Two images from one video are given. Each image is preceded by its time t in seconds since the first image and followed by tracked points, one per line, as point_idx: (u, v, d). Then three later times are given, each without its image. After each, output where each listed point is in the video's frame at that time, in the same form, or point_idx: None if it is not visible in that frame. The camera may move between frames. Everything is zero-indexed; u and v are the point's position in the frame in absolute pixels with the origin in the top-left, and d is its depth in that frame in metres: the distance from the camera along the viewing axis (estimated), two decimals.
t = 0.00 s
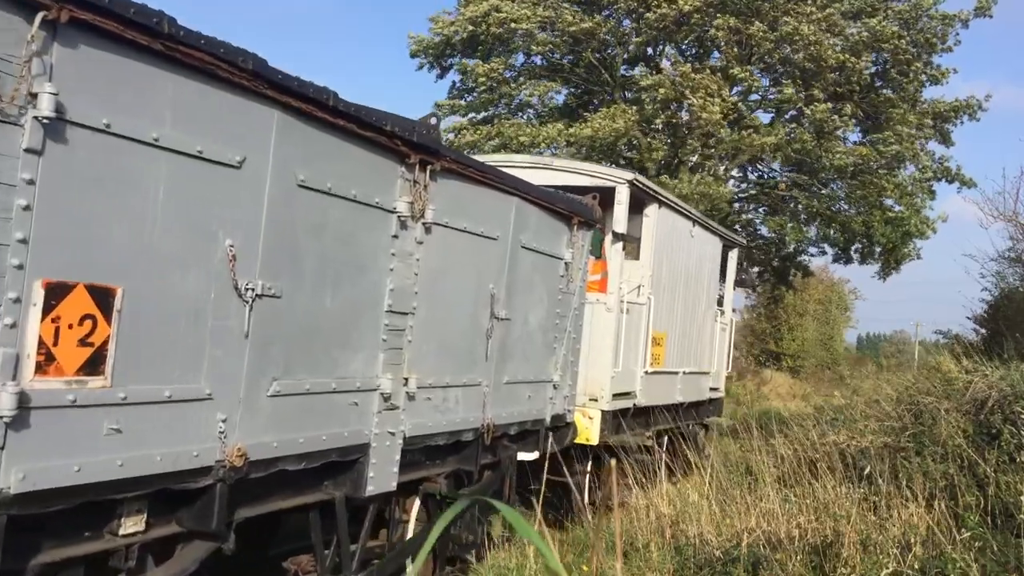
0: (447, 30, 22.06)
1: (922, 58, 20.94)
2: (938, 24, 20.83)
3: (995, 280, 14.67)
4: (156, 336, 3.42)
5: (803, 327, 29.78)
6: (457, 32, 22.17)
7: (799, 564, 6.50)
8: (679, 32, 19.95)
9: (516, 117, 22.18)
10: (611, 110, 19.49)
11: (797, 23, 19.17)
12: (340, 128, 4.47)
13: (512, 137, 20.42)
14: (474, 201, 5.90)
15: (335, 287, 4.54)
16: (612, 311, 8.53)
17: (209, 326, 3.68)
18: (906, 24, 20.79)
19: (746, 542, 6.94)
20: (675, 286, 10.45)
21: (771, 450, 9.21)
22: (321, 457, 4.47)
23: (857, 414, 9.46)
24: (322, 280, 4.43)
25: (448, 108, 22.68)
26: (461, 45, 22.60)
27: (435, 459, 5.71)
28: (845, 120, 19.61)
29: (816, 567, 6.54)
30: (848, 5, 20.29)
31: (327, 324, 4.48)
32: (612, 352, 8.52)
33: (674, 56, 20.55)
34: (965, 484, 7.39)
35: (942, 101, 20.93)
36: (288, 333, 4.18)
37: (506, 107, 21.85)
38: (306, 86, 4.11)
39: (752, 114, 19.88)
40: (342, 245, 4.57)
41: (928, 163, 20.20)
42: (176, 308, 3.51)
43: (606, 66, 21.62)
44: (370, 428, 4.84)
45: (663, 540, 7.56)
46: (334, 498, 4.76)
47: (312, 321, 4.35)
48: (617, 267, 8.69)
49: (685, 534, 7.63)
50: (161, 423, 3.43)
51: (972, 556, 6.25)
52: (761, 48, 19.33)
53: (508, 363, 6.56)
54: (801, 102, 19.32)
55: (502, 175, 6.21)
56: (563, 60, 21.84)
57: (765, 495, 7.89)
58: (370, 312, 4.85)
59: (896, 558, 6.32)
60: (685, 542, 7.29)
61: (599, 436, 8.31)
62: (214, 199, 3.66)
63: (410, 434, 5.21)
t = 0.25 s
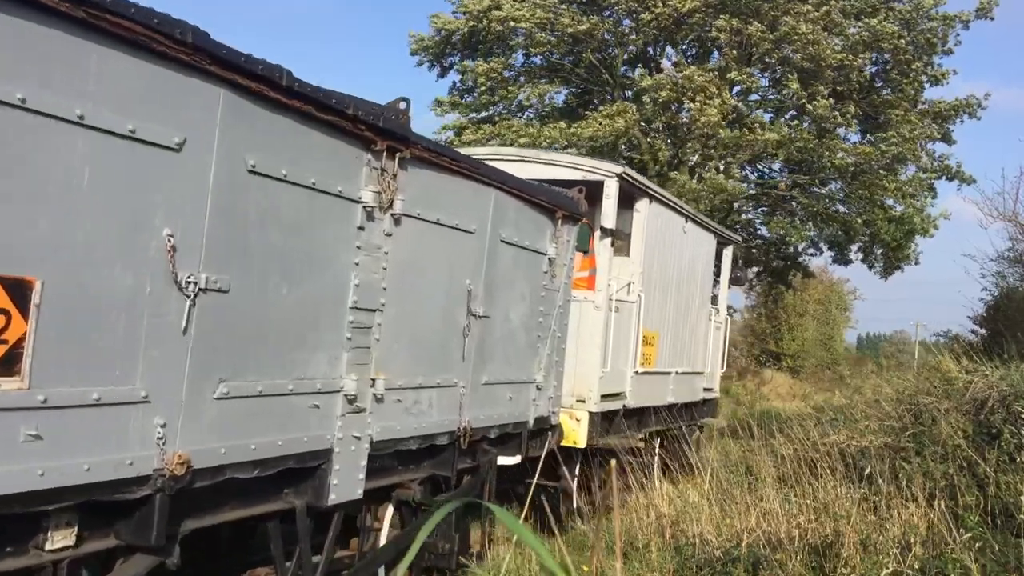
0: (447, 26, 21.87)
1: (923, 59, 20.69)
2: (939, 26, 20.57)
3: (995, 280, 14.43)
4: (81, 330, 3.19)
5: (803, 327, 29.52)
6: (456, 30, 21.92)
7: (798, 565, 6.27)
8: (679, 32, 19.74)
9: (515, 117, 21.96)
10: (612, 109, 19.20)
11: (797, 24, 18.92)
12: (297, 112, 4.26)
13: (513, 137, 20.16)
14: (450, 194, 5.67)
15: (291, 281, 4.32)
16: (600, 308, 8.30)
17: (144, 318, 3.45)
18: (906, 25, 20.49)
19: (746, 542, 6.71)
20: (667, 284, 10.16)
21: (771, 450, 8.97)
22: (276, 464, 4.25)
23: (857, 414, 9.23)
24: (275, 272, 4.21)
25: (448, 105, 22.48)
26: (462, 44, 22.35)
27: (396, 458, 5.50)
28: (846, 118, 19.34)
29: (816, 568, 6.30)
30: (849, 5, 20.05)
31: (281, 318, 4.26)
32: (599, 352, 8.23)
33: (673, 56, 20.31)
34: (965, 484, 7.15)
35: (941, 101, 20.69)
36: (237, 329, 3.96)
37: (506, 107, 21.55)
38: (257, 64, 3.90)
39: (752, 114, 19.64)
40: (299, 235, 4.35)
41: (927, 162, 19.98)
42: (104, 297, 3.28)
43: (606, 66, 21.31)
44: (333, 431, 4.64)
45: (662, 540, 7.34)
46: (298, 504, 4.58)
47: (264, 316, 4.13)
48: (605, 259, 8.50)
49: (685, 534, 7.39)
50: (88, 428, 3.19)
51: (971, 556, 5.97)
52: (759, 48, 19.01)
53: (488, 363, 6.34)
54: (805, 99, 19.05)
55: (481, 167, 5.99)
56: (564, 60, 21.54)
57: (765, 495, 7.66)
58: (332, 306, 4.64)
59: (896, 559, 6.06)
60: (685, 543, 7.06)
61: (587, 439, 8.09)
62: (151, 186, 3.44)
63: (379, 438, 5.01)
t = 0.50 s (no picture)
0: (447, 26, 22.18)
1: (922, 59, 20.97)
2: (938, 25, 20.84)
3: (995, 277, 14.74)
4: (7, 338, 2.97)
5: (803, 327, 29.81)
6: (458, 30, 22.25)
7: (798, 565, 6.54)
8: (681, 33, 20.12)
9: (516, 117, 22.29)
10: (611, 108, 19.71)
11: (796, 24, 19.25)
12: (254, 91, 4.00)
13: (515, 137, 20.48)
14: (426, 183, 5.43)
15: (247, 276, 4.08)
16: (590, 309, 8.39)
17: (85, 322, 3.24)
18: (906, 25, 20.75)
19: (746, 542, 6.97)
20: (658, 281, 10.34)
21: (772, 449, 9.27)
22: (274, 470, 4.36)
23: (857, 413, 9.50)
24: (230, 266, 3.97)
25: (448, 106, 22.79)
26: (462, 45, 22.72)
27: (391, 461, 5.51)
28: (845, 119, 19.56)
29: (815, 567, 6.59)
30: (847, 5, 20.31)
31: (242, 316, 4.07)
32: (587, 353, 8.33)
33: (674, 57, 20.60)
34: (965, 484, 7.43)
35: (941, 101, 20.97)
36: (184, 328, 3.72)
37: (506, 107, 21.92)
38: (207, 41, 3.63)
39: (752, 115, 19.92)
40: (255, 227, 4.11)
41: (928, 161, 20.25)
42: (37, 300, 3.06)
43: (607, 66, 21.57)
44: (295, 434, 4.40)
45: (663, 540, 7.60)
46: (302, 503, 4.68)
47: (215, 312, 3.90)
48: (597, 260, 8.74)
49: (685, 534, 7.65)
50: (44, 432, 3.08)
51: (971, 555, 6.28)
52: (759, 49, 19.33)
53: (466, 362, 6.09)
54: (801, 102, 19.35)
55: (460, 156, 5.74)
56: (564, 61, 21.81)
57: (765, 495, 7.92)
58: (293, 304, 4.38)
59: (897, 558, 6.35)
60: (686, 542, 7.32)
61: (575, 441, 8.10)
62: (96, 170, 3.25)
63: (348, 442, 4.80)
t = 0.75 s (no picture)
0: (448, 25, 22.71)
1: (923, 58, 21.41)
2: (936, 23, 21.25)
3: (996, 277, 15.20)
4: (94, 340, 3.34)
5: (803, 327, 30.26)
6: (459, 31, 22.76)
7: (799, 565, 6.99)
8: (679, 34, 20.50)
9: (518, 117, 22.79)
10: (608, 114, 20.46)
11: (795, 24, 19.73)
12: (278, 100, 4.22)
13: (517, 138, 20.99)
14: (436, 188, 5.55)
15: (278, 277, 4.31)
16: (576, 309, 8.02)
17: (137, 323, 3.53)
18: (905, 25, 21.17)
19: (746, 543, 7.41)
20: (649, 281, 9.97)
21: (777, 446, 9.75)
22: (342, 455, 4.84)
23: (858, 413, 9.97)
24: (262, 268, 4.22)
25: (449, 108, 23.27)
26: (461, 45, 23.29)
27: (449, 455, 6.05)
28: (842, 120, 20.11)
29: (816, 567, 7.04)
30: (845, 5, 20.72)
31: (292, 320, 4.43)
32: (572, 355, 7.96)
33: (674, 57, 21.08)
34: (965, 484, 7.88)
35: (942, 101, 21.39)
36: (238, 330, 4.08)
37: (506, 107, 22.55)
38: (236, 55, 3.85)
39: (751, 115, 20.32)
40: (285, 231, 4.33)
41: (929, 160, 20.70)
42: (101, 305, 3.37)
43: (606, 67, 22.01)
44: (308, 431, 4.52)
45: (662, 540, 8.03)
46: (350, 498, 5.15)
47: (250, 310, 4.15)
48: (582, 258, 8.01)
49: (684, 535, 8.09)
50: (125, 425, 3.46)
51: (974, 557, 6.73)
52: (758, 49, 19.84)
53: (473, 362, 6.21)
54: (796, 104, 19.78)
55: (472, 161, 5.88)
56: (564, 62, 22.25)
57: (762, 498, 8.36)
58: (317, 304, 4.59)
59: (897, 558, 6.80)
60: (685, 543, 7.76)
61: (561, 444, 7.83)
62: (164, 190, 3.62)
63: (357, 442, 4.88)
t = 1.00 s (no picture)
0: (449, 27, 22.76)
1: (921, 58, 21.37)
2: (936, 22, 21.20)
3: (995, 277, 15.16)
4: (16, 331, 2.90)
5: (803, 327, 30.18)
6: (459, 31, 22.72)
7: (799, 565, 6.91)
8: (679, 34, 20.31)
9: (518, 117, 22.73)
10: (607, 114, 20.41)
11: (795, 24, 19.69)
12: (229, 81, 3.72)
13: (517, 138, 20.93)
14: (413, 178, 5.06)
15: (232, 271, 3.81)
16: (563, 309, 7.78)
17: (66, 323, 3.08)
18: (905, 24, 21.14)
19: (747, 543, 7.33)
20: (641, 278, 9.80)
21: (776, 448, 9.68)
22: (353, 454, 4.71)
23: (858, 413, 9.89)
24: (215, 262, 3.74)
25: (449, 108, 23.20)
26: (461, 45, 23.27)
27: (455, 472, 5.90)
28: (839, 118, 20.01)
29: (816, 567, 6.96)
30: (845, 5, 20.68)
31: (254, 319, 3.97)
32: (560, 355, 7.72)
33: (674, 58, 21.00)
34: (965, 484, 7.81)
35: (942, 100, 21.34)
36: (191, 328, 3.61)
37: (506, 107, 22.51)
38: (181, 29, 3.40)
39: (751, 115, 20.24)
40: (241, 221, 3.85)
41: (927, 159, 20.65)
42: (25, 297, 2.93)
43: (607, 67, 21.97)
44: (268, 434, 4.04)
45: (664, 539, 7.92)
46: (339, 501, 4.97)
47: (204, 308, 3.68)
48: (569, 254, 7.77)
49: (685, 534, 8.00)
50: (55, 428, 3.02)
51: (973, 557, 6.67)
52: (758, 49, 19.83)
53: (455, 363, 5.73)
54: (789, 106, 19.59)
55: (450, 152, 5.40)
56: (564, 61, 22.16)
57: (764, 498, 8.28)
58: (277, 301, 4.10)
59: (896, 558, 6.73)
60: (686, 542, 7.68)
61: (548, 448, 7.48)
62: (101, 166, 3.18)
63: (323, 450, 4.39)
